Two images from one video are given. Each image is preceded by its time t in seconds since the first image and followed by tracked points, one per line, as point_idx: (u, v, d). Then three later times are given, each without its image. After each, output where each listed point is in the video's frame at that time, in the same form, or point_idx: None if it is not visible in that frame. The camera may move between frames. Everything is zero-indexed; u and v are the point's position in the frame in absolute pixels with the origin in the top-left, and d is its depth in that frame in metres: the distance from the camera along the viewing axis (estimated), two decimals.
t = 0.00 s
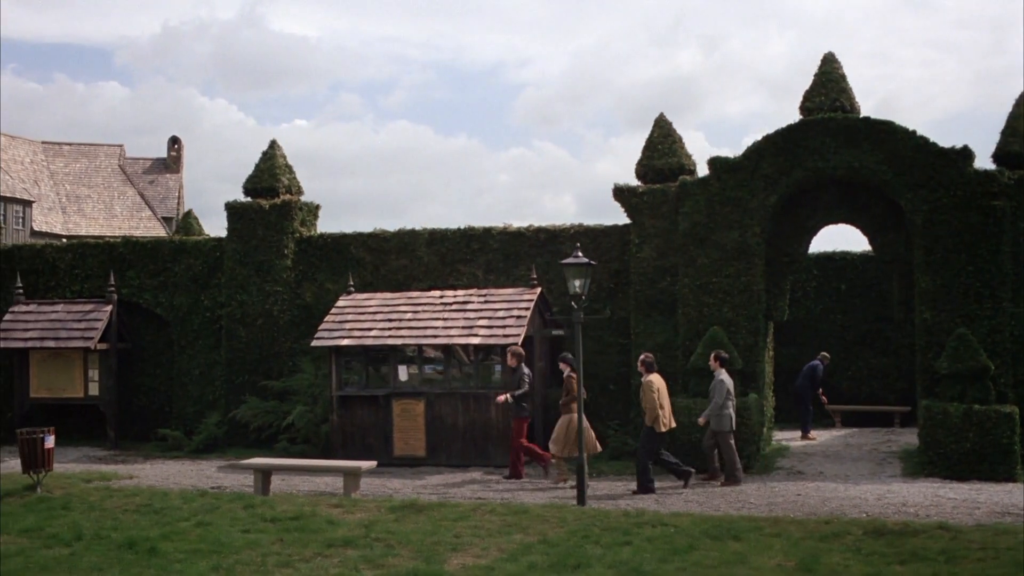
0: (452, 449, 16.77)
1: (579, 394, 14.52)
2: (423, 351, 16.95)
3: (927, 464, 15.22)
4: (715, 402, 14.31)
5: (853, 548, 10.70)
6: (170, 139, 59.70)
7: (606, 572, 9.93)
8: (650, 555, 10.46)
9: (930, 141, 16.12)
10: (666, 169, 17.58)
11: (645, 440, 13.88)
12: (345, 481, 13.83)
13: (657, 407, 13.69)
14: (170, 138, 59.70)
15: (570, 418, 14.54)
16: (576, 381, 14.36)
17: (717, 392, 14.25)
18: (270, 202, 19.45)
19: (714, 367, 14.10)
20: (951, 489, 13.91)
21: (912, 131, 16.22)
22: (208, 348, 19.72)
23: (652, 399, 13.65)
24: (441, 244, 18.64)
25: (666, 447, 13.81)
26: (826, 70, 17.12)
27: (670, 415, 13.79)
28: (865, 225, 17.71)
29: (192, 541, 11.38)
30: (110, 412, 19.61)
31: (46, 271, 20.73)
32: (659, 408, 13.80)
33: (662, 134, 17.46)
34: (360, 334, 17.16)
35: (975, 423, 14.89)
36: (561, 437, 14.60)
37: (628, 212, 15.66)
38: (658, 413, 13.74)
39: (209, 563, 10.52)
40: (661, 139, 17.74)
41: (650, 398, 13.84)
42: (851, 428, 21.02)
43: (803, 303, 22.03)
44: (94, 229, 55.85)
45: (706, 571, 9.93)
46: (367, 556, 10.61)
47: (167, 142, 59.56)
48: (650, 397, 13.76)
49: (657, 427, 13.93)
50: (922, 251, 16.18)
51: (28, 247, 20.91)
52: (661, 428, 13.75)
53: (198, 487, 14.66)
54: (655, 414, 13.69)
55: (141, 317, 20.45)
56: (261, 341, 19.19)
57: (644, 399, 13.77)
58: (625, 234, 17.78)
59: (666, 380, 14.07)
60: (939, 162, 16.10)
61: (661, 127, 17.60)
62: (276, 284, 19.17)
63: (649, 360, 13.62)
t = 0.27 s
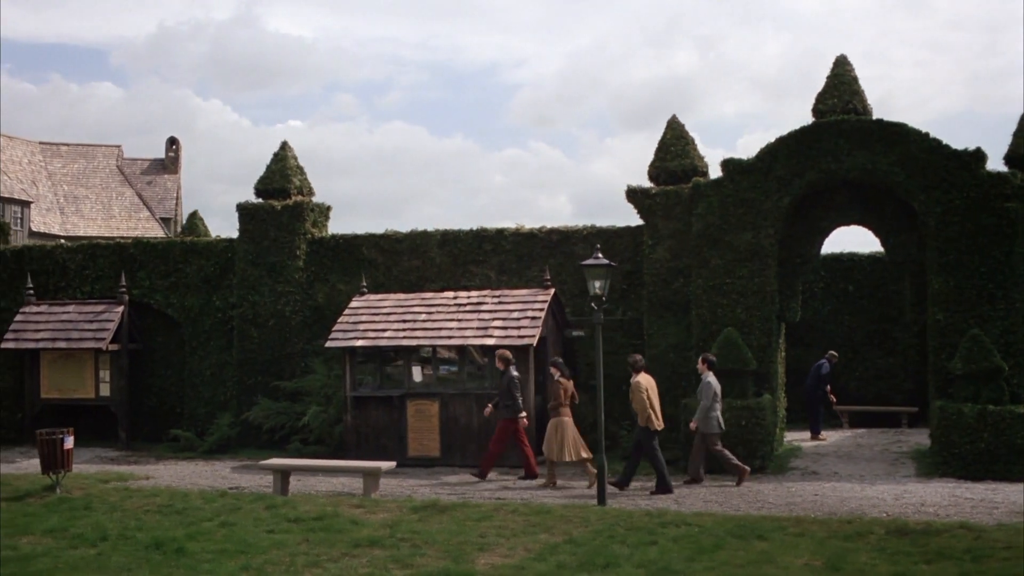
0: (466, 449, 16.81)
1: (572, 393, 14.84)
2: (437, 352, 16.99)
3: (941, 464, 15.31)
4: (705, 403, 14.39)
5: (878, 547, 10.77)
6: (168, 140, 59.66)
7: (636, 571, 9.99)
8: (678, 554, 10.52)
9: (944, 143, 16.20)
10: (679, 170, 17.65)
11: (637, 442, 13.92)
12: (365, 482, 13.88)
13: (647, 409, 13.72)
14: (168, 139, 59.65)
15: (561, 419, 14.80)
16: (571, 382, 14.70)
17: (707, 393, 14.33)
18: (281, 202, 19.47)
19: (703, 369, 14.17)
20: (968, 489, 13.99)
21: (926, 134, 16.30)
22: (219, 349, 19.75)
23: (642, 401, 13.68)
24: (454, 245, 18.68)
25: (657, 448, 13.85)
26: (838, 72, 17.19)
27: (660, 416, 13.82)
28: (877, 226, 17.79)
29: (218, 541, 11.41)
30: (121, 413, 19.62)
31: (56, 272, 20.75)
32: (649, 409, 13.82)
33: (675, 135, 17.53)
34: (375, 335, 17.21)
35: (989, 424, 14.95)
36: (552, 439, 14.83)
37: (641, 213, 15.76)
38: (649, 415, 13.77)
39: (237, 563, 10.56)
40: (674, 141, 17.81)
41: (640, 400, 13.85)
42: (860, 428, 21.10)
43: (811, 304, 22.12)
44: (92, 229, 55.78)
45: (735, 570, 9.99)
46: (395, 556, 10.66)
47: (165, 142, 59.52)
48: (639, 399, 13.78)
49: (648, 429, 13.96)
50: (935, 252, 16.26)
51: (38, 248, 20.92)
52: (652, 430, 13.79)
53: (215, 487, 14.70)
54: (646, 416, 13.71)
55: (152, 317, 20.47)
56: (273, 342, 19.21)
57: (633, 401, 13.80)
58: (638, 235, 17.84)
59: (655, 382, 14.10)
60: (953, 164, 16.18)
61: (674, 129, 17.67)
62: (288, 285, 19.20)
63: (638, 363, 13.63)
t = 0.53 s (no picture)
0: (479, 447, 16.85)
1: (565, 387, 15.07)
2: (450, 349, 17.04)
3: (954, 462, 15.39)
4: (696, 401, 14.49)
5: (900, 544, 10.83)
6: (167, 137, 59.60)
7: (662, 568, 10.04)
8: (701, 551, 10.57)
9: (955, 142, 16.27)
10: (691, 168, 17.71)
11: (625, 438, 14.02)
12: (382, 479, 13.91)
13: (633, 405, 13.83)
14: (167, 136, 59.60)
15: (552, 414, 15.04)
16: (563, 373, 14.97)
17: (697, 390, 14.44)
18: (292, 200, 19.50)
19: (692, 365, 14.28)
20: (982, 486, 14.06)
21: (937, 132, 16.37)
22: (229, 346, 19.77)
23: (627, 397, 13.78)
24: (464, 243, 18.71)
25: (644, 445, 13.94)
26: (849, 71, 17.24)
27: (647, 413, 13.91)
28: (887, 225, 17.86)
29: (241, 538, 11.44)
30: (131, 410, 19.64)
31: (65, 269, 20.76)
32: (636, 406, 13.93)
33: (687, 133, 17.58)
34: (387, 332, 17.25)
35: (1002, 422, 15.04)
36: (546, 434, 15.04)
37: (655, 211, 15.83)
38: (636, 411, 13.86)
39: (262, 560, 10.60)
40: (685, 139, 17.86)
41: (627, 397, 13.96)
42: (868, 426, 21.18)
43: (818, 302, 22.20)
44: (90, 226, 55.69)
45: (760, 566, 10.05)
46: (419, 553, 10.70)
47: (164, 140, 59.46)
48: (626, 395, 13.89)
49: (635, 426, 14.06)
50: (947, 251, 16.33)
51: (47, 246, 20.93)
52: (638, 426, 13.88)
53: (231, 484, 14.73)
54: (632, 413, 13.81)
55: (162, 315, 20.48)
56: (283, 340, 19.24)
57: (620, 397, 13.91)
58: (649, 233, 17.89)
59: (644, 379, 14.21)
60: (964, 163, 16.25)
61: (685, 128, 17.73)
62: (299, 282, 19.22)
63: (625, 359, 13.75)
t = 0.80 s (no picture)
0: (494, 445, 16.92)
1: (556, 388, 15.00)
2: (464, 348, 17.09)
3: (967, 460, 15.48)
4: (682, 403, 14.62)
5: (923, 541, 10.92)
6: (164, 135, 59.51)
7: (690, 565, 10.10)
8: (727, 548, 10.64)
9: (967, 141, 16.36)
10: (703, 168, 17.77)
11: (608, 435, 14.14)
12: (400, 477, 13.97)
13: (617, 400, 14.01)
14: (164, 134, 59.50)
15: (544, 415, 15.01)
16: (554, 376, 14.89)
17: (684, 390, 14.58)
18: (303, 199, 19.52)
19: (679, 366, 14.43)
20: (996, 484, 14.16)
21: (949, 133, 16.47)
22: (239, 345, 19.78)
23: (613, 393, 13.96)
24: (476, 241, 18.75)
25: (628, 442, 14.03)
26: (861, 71, 17.31)
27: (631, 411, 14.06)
28: (898, 224, 17.95)
29: (266, 536, 11.49)
30: (141, 408, 19.65)
31: (75, 268, 20.77)
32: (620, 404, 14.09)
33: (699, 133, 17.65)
34: (401, 331, 17.29)
35: (1015, 420, 15.13)
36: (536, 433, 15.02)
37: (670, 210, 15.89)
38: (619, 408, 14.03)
39: (290, 557, 10.64)
40: (697, 139, 17.93)
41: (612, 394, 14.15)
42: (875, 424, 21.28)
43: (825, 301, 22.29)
44: (88, 225, 55.57)
45: (787, 562, 10.12)
46: (447, 550, 10.75)
47: (161, 138, 59.36)
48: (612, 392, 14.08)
49: (620, 423, 14.20)
50: (958, 250, 16.43)
51: (57, 244, 20.93)
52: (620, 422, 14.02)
53: (248, 482, 14.78)
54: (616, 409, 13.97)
55: (172, 313, 20.49)
56: (294, 338, 19.26)
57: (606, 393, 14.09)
58: (662, 232, 17.96)
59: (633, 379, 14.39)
60: (976, 163, 16.35)
61: (697, 127, 17.80)
62: (310, 280, 19.25)
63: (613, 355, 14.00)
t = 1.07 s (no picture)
0: (509, 448, 16.99)
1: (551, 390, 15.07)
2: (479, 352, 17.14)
3: (982, 462, 15.56)
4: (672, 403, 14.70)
5: (947, 542, 10.99)
6: (164, 139, 59.48)
7: (717, 566, 10.17)
8: (753, 549, 10.71)
9: (980, 146, 16.44)
10: (716, 171, 17.85)
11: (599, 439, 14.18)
12: (419, 480, 14.01)
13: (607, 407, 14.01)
14: (164, 138, 59.48)
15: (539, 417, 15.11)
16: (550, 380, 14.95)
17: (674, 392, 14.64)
18: (316, 202, 19.55)
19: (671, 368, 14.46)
20: (1013, 486, 14.23)
21: (962, 136, 16.55)
22: (252, 348, 19.82)
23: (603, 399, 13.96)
24: (489, 245, 18.81)
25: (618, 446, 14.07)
26: (874, 75, 17.39)
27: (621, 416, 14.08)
28: (910, 227, 18.03)
29: (292, 539, 11.53)
30: (154, 412, 19.68)
31: (87, 272, 20.81)
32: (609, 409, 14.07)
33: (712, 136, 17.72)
34: (416, 335, 17.33)
35: None
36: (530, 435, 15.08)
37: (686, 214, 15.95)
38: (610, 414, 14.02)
39: (318, 560, 10.69)
40: (711, 142, 18.00)
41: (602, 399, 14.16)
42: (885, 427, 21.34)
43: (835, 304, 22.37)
44: (88, 228, 55.51)
45: (814, 564, 10.19)
46: (474, 553, 10.81)
47: (161, 141, 59.34)
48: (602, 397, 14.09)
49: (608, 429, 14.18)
50: (972, 253, 16.52)
51: (69, 248, 20.97)
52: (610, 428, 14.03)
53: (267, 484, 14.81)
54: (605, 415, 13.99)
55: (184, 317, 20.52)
56: (307, 341, 19.30)
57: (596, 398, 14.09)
58: (675, 235, 18.03)
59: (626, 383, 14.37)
60: (989, 167, 16.43)
61: (710, 131, 17.87)
62: (323, 284, 19.29)
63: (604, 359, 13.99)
